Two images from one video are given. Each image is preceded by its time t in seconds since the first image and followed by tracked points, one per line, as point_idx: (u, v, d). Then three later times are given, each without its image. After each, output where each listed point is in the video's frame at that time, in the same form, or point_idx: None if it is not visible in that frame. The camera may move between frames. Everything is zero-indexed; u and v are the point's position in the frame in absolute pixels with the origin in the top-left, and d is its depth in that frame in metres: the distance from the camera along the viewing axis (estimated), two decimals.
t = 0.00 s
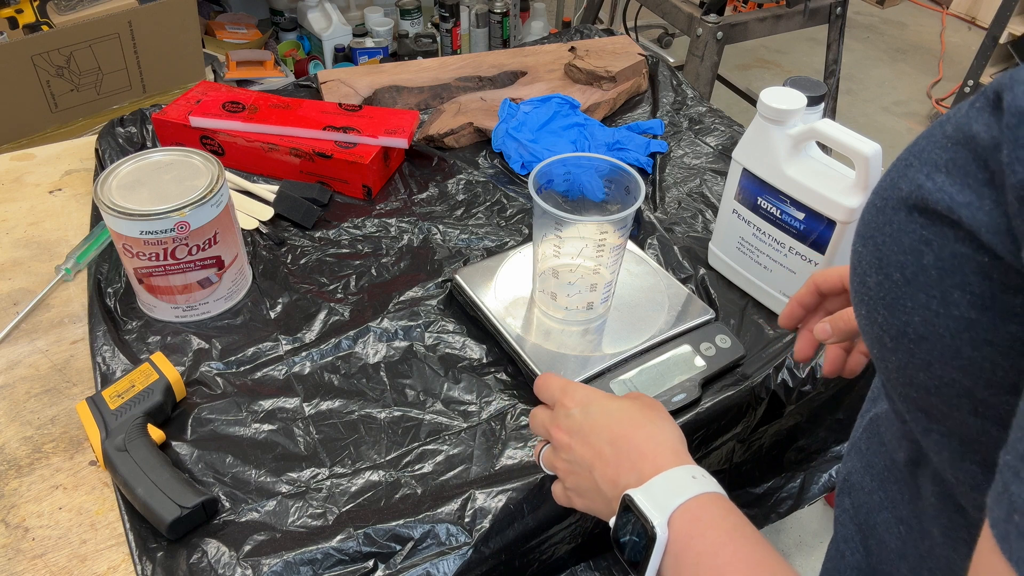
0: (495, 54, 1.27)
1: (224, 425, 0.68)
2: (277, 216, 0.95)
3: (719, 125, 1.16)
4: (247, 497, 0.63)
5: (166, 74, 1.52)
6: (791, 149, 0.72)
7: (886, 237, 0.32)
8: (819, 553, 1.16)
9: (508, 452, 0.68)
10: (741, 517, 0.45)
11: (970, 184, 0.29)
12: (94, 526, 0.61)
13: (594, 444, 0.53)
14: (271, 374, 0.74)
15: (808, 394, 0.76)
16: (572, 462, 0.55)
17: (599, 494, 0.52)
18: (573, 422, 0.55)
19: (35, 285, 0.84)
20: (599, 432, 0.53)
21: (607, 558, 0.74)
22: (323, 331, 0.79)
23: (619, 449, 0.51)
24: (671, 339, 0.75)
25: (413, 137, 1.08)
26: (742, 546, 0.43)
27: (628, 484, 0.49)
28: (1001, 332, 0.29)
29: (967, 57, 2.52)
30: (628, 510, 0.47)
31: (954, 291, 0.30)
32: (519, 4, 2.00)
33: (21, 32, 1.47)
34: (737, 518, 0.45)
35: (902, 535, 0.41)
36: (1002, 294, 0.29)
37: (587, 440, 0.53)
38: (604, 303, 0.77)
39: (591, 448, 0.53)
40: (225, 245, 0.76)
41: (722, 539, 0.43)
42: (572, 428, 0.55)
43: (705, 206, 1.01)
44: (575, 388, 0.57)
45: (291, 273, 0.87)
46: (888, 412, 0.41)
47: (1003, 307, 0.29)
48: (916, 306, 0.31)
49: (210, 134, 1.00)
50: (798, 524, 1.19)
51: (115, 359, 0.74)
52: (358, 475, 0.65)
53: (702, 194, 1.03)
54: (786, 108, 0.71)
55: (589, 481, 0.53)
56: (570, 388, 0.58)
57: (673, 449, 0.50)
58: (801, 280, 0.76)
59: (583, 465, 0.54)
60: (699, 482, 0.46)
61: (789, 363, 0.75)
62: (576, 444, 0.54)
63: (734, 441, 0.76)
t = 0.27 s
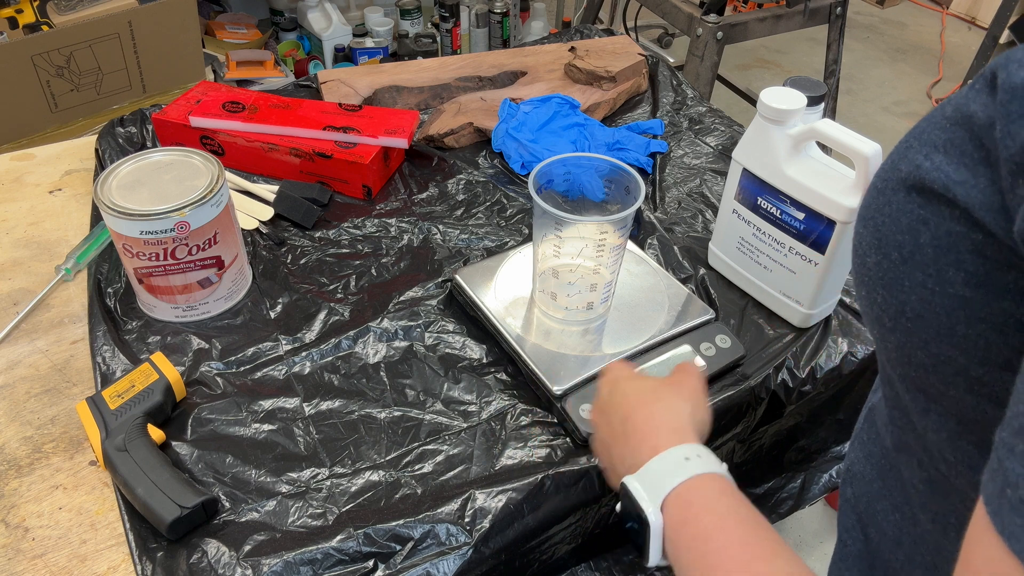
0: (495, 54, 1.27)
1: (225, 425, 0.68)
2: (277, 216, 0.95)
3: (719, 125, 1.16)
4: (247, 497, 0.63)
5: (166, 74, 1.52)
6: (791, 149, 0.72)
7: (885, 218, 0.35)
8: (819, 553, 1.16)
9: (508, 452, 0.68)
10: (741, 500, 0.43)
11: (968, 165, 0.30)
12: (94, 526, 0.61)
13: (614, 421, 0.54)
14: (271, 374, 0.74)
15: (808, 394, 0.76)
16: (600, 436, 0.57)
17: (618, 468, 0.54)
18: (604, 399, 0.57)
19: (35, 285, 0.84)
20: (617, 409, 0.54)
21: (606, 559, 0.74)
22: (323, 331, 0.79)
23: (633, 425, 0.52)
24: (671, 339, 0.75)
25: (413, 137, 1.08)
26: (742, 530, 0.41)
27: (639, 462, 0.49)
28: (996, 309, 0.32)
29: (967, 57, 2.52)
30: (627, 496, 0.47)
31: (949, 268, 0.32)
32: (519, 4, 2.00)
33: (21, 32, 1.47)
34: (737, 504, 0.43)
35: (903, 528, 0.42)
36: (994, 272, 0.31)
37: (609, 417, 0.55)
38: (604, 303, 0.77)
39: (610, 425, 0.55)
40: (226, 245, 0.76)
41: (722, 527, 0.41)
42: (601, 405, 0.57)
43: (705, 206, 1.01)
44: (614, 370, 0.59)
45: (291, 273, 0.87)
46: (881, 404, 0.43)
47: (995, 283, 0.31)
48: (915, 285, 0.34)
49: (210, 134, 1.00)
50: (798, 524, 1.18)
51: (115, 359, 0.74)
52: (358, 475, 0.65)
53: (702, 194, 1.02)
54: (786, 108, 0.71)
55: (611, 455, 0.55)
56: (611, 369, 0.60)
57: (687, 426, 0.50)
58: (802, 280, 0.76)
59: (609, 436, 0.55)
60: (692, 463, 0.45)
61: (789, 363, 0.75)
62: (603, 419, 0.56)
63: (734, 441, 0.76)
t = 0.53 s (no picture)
0: (495, 54, 1.27)
1: (224, 425, 0.68)
2: (277, 216, 0.95)
3: (719, 125, 1.16)
4: (247, 497, 0.63)
5: (166, 74, 1.52)
6: (790, 150, 0.72)
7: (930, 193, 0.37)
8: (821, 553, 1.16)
9: (509, 452, 0.68)
10: (881, 418, 0.39)
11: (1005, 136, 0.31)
12: (94, 526, 0.61)
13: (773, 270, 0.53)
14: (271, 374, 0.74)
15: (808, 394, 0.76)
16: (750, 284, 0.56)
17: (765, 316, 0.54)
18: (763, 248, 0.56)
19: (35, 285, 0.84)
20: (780, 258, 0.53)
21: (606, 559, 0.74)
22: (323, 330, 0.79)
23: (796, 276, 0.50)
24: (671, 339, 0.75)
25: (413, 137, 1.08)
26: (864, 441, 0.37)
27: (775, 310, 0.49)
28: None
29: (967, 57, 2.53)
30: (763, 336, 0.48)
31: (995, 237, 0.35)
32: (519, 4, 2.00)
33: (21, 32, 1.47)
34: (874, 410, 0.39)
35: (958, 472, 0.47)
36: None
37: (765, 269, 0.54)
38: (604, 303, 0.77)
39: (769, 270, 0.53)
40: (226, 245, 0.76)
41: (839, 421, 0.38)
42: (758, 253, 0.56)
43: (705, 206, 1.01)
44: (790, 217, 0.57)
45: (291, 273, 0.87)
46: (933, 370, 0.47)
47: None
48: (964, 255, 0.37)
49: (211, 134, 1.00)
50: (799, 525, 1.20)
51: (115, 359, 0.74)
52: (358, 475, 0.65)
53: (702, 194, 1.02)
54: (786, 108, 0.71)
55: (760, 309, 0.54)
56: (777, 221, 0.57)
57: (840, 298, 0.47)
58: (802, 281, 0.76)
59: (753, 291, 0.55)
60: (823, 321, 0.43)
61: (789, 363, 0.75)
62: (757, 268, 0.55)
63: (734, 441, 0.76)
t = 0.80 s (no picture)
0: (495, 54, 1.27)
1: (224, 425, 0.68)
2: (277, 216, 0.95)
3: (719, 125, 1.16)
4: (247, 497, 0.63)
5: (166, 74, 1.52)
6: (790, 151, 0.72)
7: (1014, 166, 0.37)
8: (819, 552, 1.23)
9: (509, 452, 0.68)
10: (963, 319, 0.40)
11: None
12: (94, 526, 0.61)
13: (841, 186, 0.52)
14: (271, 374, 0.74)
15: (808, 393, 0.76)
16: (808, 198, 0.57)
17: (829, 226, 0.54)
18: (823, 166, 0.55)
19: (35, 285, 0.84)
20: (846, 176, 0.52)
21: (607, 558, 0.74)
22: (323, 330, 0.79)
23: (868, 192, 0.49)
24: (670, 340, 0.75)
25: (413, 137, 1.08)
26: (949, 331, 0.39)
27: (854, 221, 0.50)
28: None
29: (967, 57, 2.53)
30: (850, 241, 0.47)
31: None
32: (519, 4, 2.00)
33: (21, 32, 1.47)
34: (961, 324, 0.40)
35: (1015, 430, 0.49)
36: None
37: (834, 181, 0.53)
38: (604, 303, 0.77)
39: (836, 184, 0.53)
40: (226, 245, 0.76)
41: (922, 313, 0.40)
42: (818, 172, 0.56)
43: (705, 206, 1.01)
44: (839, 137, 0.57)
45: (291, 273, 0.87)
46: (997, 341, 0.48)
47: None
48: None
49: (211, 134, 1.00)
50: (798, 525, 1.26)
51: (115, 359, 0.74)
52: (358, 475, 0.65)
53: (702, 194, 1.03)
54: (787, 108, 0.70)
55: (823, 215, 0.55)
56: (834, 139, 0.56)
57: (915, 203, 0.47)
58: (801, 281, 0.76)
59: (820, 202, 0.55)
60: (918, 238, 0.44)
61: (789, 363, 0.75)
62: (822, 181, 0.55)
63: (734, 440, 0.76)
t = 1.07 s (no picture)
0: (495, 54, 1.27)
1: (224, 425, 0.68)
2: (277, 216, 0.95)
3: (719, 125, 1.16)
4: (247, 497, 0.63)
5: (166, 74, 1.52)
6: (790, 153, 0.71)
7: None
8: (820, 552, 1.23)
9: (509, 452, 0.68)
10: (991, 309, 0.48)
11: None
12: (94, 526, 0.61)
13: (867, 190, 0.58)
14: (271, 374, 0.74)
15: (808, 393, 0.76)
16: (835, 201, 0.62)
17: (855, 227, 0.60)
18: (849, 173, 0.61)
19: (35, 285, 0.84)
20: (874, 181, 0.58)
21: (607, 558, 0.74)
22: (323, 331, 0.79)
23: (896, 199, 0.56)
24: (670, 340, 0.75)
25: (413, 137, 1.08)
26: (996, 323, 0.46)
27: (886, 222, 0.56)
28: None
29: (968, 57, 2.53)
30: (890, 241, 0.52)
31: None
32: (519, 4, 2.00)
33: (21, 32, 1.47)
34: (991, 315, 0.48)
35: None
36: None
37: (860, 186, 0.59)
38: (604, 302, 0.77)
39: (864, 190, 0.59)
40: (226, 245, 0.76)
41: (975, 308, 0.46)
42: (844, 177, 0.61)
43: (705, 206, 1.01)
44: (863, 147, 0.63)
45: (291, 273, 0.87)
46: None
47: None
48: None
49: (211, 134, 1.00)
50: (798, 525, 1.26)
51: (115, 359, 0.74)
52: (358, 475, 0.65)
53: (702, 194, 1.03)
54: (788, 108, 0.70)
55: (850, 217, 0.60)
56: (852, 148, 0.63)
57: (936, 209, 0.54)
58: (802, 281, 0.76)
59: (843, 206, 0.61)
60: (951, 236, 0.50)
61: (789, 363, 0.76)
62: (847, 186, 0.60)
63: (734, 440, 0.76)
